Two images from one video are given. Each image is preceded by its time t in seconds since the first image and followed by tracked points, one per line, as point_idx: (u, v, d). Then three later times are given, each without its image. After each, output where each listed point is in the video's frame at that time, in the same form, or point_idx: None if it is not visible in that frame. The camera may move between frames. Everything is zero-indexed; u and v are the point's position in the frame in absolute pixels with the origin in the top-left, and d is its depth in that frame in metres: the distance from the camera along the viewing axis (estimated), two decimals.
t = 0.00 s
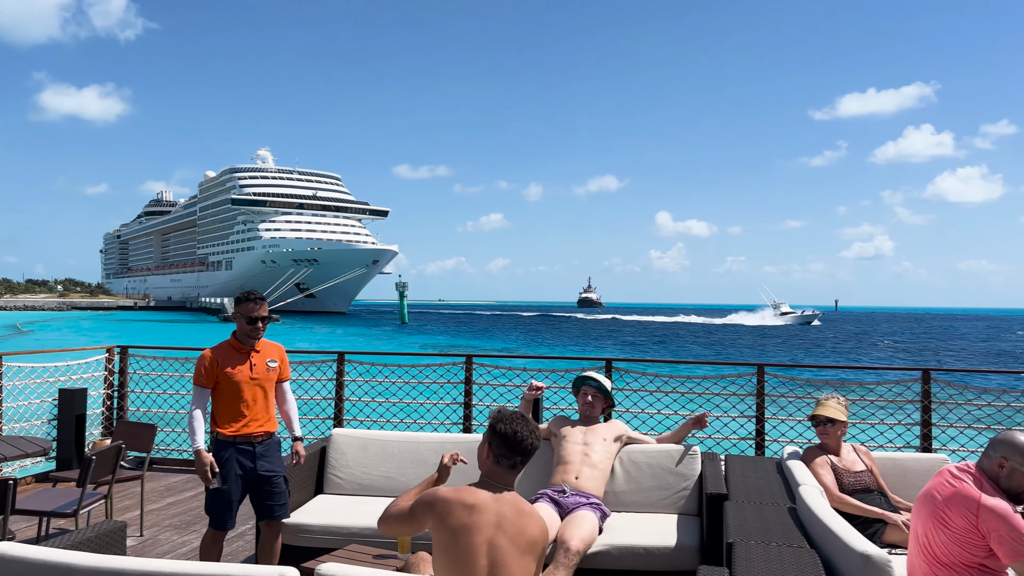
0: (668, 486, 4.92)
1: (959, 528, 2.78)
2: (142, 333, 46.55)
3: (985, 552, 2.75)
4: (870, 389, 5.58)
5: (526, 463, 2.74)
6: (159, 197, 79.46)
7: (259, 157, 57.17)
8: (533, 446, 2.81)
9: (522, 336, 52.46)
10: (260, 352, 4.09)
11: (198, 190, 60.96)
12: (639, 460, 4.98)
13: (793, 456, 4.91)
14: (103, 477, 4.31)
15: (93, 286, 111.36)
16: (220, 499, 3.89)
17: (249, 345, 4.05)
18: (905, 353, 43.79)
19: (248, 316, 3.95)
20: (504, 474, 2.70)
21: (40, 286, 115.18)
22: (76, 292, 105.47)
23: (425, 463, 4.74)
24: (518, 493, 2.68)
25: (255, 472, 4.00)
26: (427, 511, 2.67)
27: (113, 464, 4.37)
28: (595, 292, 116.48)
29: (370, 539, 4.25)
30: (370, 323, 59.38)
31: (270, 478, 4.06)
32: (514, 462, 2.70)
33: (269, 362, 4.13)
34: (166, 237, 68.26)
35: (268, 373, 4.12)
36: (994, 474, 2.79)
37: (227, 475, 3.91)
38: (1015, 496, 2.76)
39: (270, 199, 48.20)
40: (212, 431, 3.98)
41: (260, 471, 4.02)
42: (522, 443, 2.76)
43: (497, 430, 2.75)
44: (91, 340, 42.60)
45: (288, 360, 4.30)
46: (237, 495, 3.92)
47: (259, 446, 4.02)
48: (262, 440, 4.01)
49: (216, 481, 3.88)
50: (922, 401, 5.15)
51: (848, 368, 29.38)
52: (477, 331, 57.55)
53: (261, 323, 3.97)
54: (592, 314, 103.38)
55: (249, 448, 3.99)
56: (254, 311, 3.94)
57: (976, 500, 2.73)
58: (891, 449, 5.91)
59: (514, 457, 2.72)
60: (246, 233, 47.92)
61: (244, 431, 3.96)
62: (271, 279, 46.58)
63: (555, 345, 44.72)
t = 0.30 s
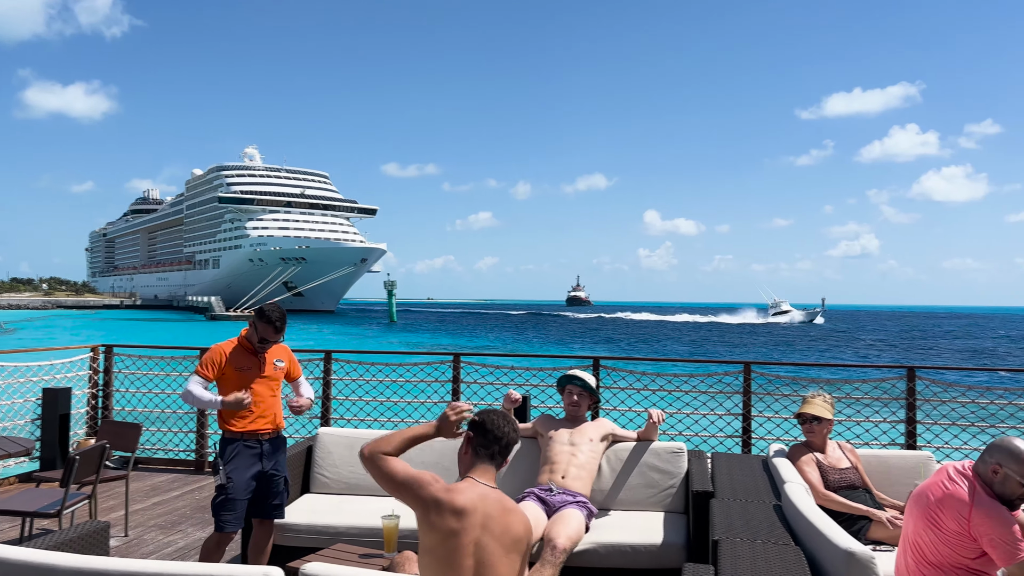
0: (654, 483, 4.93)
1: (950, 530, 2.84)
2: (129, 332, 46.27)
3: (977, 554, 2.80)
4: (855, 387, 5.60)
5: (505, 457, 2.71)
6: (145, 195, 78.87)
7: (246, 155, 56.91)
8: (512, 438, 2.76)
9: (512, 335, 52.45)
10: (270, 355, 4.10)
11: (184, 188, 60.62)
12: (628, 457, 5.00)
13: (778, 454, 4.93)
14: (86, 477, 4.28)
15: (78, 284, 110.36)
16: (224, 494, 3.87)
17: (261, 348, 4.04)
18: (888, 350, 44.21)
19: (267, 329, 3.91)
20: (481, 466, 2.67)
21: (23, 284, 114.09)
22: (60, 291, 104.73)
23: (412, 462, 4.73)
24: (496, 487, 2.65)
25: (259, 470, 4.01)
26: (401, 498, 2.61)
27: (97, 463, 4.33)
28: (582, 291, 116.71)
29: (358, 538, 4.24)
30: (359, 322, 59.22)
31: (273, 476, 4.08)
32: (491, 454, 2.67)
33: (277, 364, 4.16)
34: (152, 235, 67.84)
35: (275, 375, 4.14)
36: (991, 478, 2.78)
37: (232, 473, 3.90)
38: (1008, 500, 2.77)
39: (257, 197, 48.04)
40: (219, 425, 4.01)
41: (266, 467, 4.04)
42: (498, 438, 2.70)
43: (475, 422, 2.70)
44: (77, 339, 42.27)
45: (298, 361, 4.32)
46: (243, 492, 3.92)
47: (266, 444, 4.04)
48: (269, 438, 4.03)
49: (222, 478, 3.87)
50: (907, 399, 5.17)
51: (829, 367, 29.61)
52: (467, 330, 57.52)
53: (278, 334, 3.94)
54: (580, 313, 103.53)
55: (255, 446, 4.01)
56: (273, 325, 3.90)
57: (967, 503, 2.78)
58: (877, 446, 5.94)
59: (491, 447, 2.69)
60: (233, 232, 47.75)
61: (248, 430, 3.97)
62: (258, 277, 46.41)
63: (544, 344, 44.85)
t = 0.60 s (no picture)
0: (642, 482, 4.94)
1: (937, 528, 2.87)
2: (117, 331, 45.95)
3: (964, 552, 2.82)
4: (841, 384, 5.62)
5: (499, 456, 2.74)
6: (131, 194, 78.29)
7: (233, 154, 56.63)
8: (507, 441, 2.79)
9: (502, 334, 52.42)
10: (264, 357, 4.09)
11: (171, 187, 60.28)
12: (616, 456, 5.00)
13: (766, 451, 4.95)
14: (72, 478, 4.25)
15: (62, 284, 109.39)
16: (215, 495, 3.85)
17: (256, 350, 4.04)
18: (873, 349, 44.53)
19: (262, 331, 3.89)
20: (475, 465, 2.69)
21: (7, 284, 113.01)
22: (44, 291, 103.78)
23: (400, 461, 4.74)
24: (486, 486, 2.66)
25: (251, 471, 4.00)
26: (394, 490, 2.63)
27: (82, 464, 4.31)
28: (571, 290, 116.67)
29: (345, 537, 4.23)
30: (348, 321, 59.07)
31: (264, 477, 4.07)
32: (484, 452, 2.69)
33: (271, 365, 4.16)
34: (139, 234, 67.40)
35: (269, 377, 4.13)
36: (980, 477, 2.80)
37: (223, 473, 3.88)
38: (997, 500, 2.79)
39: (245, 196, 47.82)
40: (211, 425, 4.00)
41: (258, 468, 4.04)
42: (497, 441, 2.74)
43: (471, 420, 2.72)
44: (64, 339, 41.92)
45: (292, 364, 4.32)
46: (234, 494, 3.92)
47: (258, 444, 4.03)
48: (261, 439, 4.03)
49: (213, 479, 3.85)
50: (894, 397, 5.20)
51: (813, 366, 29.76)
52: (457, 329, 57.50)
53: (274, 338, 3.92)
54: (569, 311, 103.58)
55: (247, 445, 3.99)
56: (270, 330, 3.88)
57: (953, 501, 2.80)
58: (863, 444, 5.97)
59: (484, 446, 2.71)
60: (220, 231, 47.55)
61: (240, 430, 3.97)
62: (246, 277, 46.21)
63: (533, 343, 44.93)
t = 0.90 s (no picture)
0: (630, 480, 4.95)
1: (922, 528, 2.88)
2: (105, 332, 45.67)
3: (947, 552, 2.85)
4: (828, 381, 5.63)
5: (486, 456, 2.75)
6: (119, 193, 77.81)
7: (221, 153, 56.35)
8: (492, 441, 2.80)
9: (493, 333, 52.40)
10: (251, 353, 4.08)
11: (159, 187, 59.97)
12: (603, 453, 5.02)
13: (754, 450, 4.96)
14: (57, 479, 4.22)
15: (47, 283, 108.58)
16: (201, 497, 3.84)
17: (241, 345, 4.05)
18: (860, 348, 44.64)
19: (244, 319, 3.91)
20: (458, 464, 2.69)
21: None
22: (30, 291, 102.97)
23: (388, 460, 4.74)
24: (470, 481, 2.66)
25: (238, 473, 3.98)
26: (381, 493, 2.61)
27: (67, 465, 4.27)
28: (561, 288, 116.63)
29: (332, 538, 4.23)
30: (338, 321, 58.93)
31: (251, 477, 4.06)
32: (467, 453, 2.70)
33: (258, 363, 4.12)
34: (127, 233, 67.00)
35: (258, 374, 4.10)
36: (966, 475, 2.81)
37: (208, 475, 3.86)
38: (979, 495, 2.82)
39: (233, 196, 47.60)
40: (200, 426, 3.99)
41: (245, 468, 4.02)
42: (481, 439, 2.75)
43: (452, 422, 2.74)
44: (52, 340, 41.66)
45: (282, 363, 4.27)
46: (221, 495, 3.90)
47: (245, 445, 4.02)
48: (248, 440, 4.01)
49: (199, 481, 3.83)
50: (879, 395, 5.23)
51: (799, 365, 29.87)
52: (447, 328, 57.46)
53: (256, 326, 3.93)
54: (559, 310, 103.52)
55: (234, 447, 3.97)
56: (251, 317, 3.91)
57: (936, 499, 2.82)
58: (850, 441, 5.98)
59: (469, 446, 2.72)
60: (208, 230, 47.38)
61: (228, 431, 3.95)
62: (235, 276, 46.05)
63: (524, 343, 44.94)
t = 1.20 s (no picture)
0: (618, 479, 4.97)
1: (908, 525, 2.88)
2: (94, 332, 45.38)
3: (934, 549, 2.87)
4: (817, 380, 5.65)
5: (456, 452, 2.72)
6: (106, 193, 77.23)
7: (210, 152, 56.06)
8: (462, 435, 2.78)
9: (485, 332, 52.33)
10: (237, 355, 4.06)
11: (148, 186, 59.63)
12: (592, 453, 5.03)
13: (741, 449, 4.98)
14: (43, 481, 4.20)
15: (33, 284, 107.62)
16: (189, 499, 3.83)
17: (228, 347, 4.02)
18: (849, 346, 44.80)
19: (231, 323, 3.88)
20: (432, 462, 2.68)
21: None
22: (17, 290, 102.28)
23: (377, 461, 4.73)
24: (449, 478, 2.64)
25: (225, 474, 3.97)
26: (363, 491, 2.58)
27: (53, 467, 4.26)
28: (551, 288, 116.78)
29: (321, 538, 4.23)
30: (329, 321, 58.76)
31: (240, 477, 4.05)
32: (441, 450, 2.68)
33: (243, 364, 4.11)
34: (115, 233, 66.58)
35: (243, 375, 4.09)
36: (945, 467, 2.96)
37: (196, 476, 3.85)
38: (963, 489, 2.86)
39: (222, 195, 47.40)
40: (186, 428, 3.98)
41: (234, 470, 4.02)
42: (453, 436, 2.72)
43: (424, 420, 2.72)
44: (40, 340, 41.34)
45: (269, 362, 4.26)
46: (208, 497, 3.89)
47: (233, 447, 4.01)
48: (236, 442, 4.01)
49: (187, 483, 3.82)
50: (867, 393, 5.26)
51: (785, 363, 30.03)
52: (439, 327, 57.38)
53: (244, 330, 3.90)
54: (549, 310, 103.66)
55: (221, 449, 3.97)
56: (238, 321, 3.88)
57: (920, 495, 2.84)
58: (838, 440, 6.01)
59: (442, 444, 2.70)
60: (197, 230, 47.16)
61: (215, 433, 3.94)
62: (224, 277, 45.86)
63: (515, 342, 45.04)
